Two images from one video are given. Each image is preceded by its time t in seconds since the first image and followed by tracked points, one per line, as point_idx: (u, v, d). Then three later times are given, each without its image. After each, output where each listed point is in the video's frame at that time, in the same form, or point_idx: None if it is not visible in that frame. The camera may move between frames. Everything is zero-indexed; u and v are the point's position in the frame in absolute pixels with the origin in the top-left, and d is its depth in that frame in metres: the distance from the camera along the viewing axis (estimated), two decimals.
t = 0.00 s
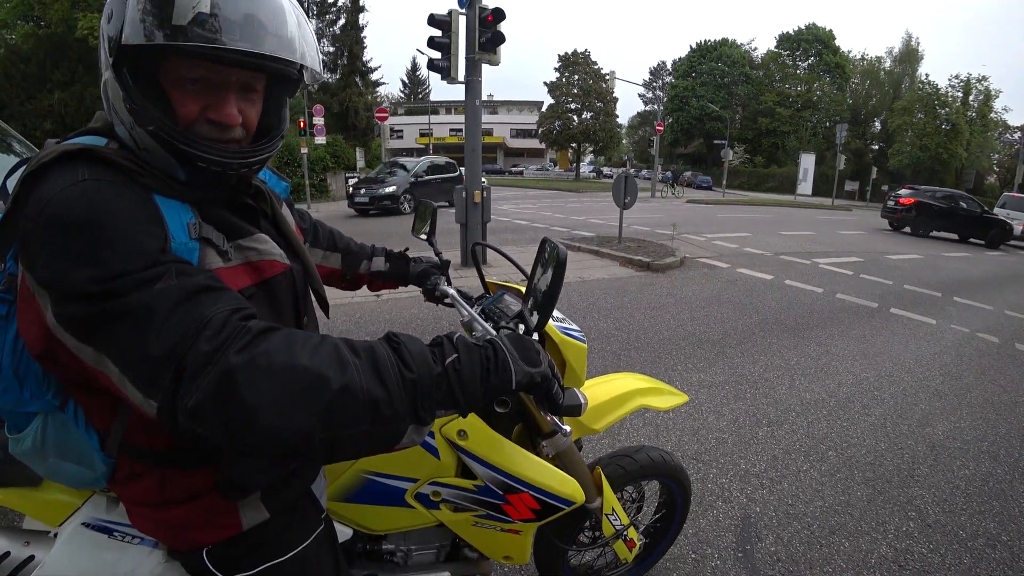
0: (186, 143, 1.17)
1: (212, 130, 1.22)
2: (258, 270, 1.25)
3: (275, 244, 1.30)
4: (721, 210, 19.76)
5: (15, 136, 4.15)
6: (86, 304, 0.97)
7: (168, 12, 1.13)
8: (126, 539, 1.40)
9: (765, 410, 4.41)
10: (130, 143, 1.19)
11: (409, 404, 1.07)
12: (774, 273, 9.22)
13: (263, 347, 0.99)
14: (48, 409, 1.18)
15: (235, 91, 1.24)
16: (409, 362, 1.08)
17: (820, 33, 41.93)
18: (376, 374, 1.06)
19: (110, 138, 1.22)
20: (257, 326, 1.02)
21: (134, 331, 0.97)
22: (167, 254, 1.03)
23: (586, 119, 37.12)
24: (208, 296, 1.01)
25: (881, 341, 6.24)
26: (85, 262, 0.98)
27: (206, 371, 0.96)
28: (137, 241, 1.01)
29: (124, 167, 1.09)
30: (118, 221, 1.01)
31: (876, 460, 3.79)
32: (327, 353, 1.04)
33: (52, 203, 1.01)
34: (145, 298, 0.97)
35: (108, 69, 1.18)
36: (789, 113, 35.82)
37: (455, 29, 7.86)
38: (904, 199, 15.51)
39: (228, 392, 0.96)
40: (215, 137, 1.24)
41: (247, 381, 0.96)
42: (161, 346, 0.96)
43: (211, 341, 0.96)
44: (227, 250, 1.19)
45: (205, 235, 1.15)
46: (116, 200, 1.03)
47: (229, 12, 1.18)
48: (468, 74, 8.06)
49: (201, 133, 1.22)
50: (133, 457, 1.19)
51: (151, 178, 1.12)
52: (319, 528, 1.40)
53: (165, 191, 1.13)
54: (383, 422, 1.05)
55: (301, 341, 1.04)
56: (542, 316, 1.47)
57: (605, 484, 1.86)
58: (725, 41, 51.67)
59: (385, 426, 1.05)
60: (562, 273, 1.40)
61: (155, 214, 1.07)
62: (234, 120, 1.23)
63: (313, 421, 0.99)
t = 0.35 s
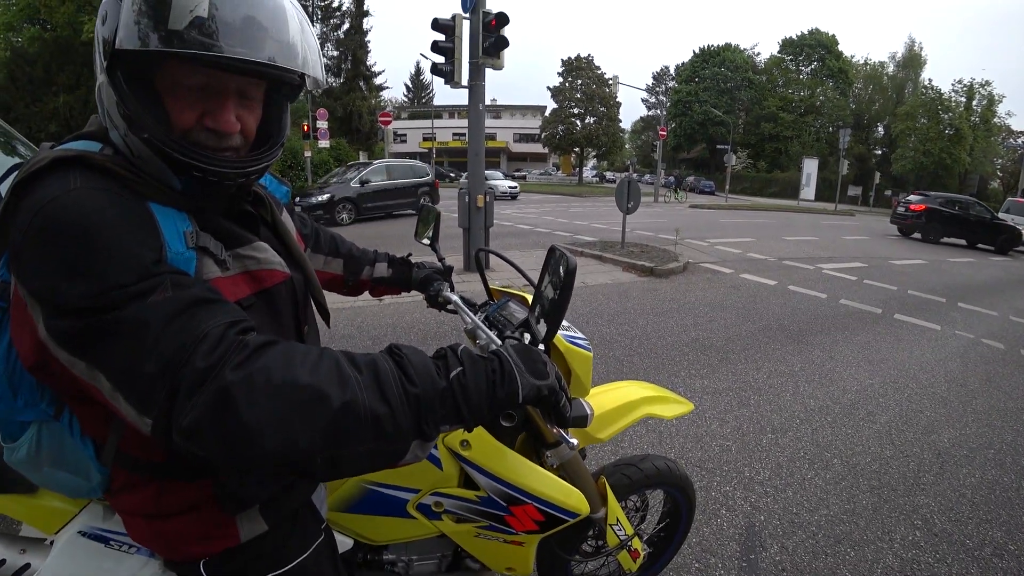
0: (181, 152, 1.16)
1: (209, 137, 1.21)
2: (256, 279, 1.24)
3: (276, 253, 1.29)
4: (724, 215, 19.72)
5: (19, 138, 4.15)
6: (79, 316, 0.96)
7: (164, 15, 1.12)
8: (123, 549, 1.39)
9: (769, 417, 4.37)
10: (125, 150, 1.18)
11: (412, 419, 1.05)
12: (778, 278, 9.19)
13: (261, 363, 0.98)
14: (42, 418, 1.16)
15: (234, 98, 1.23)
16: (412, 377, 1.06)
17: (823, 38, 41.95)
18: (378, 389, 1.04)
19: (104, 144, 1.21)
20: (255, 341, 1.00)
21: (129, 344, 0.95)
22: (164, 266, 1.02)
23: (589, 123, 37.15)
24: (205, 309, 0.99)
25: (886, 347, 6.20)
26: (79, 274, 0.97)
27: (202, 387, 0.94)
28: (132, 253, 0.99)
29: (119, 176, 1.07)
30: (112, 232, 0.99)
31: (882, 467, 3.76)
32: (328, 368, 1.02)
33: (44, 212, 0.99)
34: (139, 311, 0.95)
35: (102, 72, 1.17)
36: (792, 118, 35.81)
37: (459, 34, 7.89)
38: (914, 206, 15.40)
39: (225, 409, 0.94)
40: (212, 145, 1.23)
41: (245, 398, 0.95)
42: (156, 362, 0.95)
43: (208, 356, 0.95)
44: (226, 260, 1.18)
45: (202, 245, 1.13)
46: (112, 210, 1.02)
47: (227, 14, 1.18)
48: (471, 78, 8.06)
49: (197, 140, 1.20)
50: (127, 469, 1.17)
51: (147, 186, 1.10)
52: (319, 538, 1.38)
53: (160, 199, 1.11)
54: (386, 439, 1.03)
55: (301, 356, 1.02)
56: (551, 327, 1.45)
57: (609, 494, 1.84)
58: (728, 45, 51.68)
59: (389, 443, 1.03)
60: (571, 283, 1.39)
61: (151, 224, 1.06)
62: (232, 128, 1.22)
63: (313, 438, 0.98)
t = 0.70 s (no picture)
0: (176, 169, 1.16)
1: (207, 152, 1.22)
2: (254, 296, 1.25)
3: (274, 270, 1.30)
4: (723, 223, 19.75)
5: (22, 147, 4.17)
6: (73, 338, 0.96)
7: (163, 30, 1.13)
8: (119, 563, 1.39)
9: (770, 427, 4.36)
10: (121, 168, 1.18)
11: (413, 439, 1.05)
12: (778, 287, 9.18)
13: (258, 386, 0.98)
14: (39, 433, 1.16)
15: (233, 112, 1.24)
16: (412, 397, 1.06)
17: (822, 48, 42.23)
18: (378, 410, 1.04)
19: (101, 158, 1.20)
20: (252, 364, 1.01)
21: (125, 366, 0.95)
22: (159, 286, 1.02)
23: (589, 132, 37.30)
24: (203, 330, 1.00)
25: (888, 355, 6.18)
26: (71, 296, 0.96)
27: (198, 412, 0.95)
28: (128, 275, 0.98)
29: (114, 194, 1.07)
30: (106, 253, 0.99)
31: (884, 477, 3.74)
32: (326, 390, 1.02)
33: (38, 233, 0.99)
34: (134, 333, 0.95)
35: (98, 86, 1.17)
36: (790, 127, 35.96)
37: (459, 44, 7.94)
38: (916, 214, 15.46)
39: (222, 434, 0.94)
40: (211, 161, 1.23)
41: (243, 421, 0.95)
42: (153, 386, 0.95)
43: (205, 379, 0.95)
44: (223, 277, 1.19)
45: (199, 263, 1.14)
46: (109, 230, 1.02)
47: (225, 27, 1.19)
48: (472, 89, 8.11)
49: (195, 155, 1.21)
50: (124, 485, 1.17)
51: (142, 204, 1.10)
52: (317, 553, 1.37)
53: (156, 217, 1.12)
54: (385, 460, 1.03)
55: (299, 379, 1.02)
56: (551, 342, 1.45)
57: (610, 506, 1.83)
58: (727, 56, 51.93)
59: (389, 463, 1.03)
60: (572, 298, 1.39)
61: (147, 243, 1.06)
62: (230, 143, 1.22)
63: (313, 460, 0.98)
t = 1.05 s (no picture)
0: (168, 190, 1.13)
1: (207, 172, 1.20)
2: (259, 310, 1.26)
3: (279, 282, 1.31)
4: (724, 228, 19.75)
5: (23, 151, 4.17)
6: (70, 381, 0.96)
7: (158, 37, 1.10)
8: (115, 568, 1.38)
9: (773, 433, 4.33)
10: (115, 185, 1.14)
11: (407, 455, 1.05)
12: (779, 292, 9.15)
13: (253, 426, 0.97)
14: (35, 442, 1.16)
15: (234, 127, 1.22)
16: (400, 414, 1.05)
17: (822, 54, 42.35)
18: (369, 432, 1.03)
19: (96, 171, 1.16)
20: (248, 406, 1.00)
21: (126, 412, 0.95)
22: (158, 320, 1.00)
23: (590, 137, 37.35)
24: (207, 376, 0.99)
25: (890, 361, 6.16)
26: (67, 335, 0.95)
27: (197, 458, 0.94)
28: (124, 312, 0.97)
29: (105, 218, 1.04)
30: (102, 291, 0.97)
31: (888, 483, 3.72)
32: (318, 419, 1.01)
33: (30, 266, 0.97)
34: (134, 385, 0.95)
35: (90, 96, 1.15)
36: (791, 132, 36.00)
37: (461, 49, 7.96)
38: (919, 219, 15.46)
39: (220, 479, 0.94)
40: (210, 179, 1.21)
41: (239, 464, 0.94)
42: (154, 436, 0.96)
43: (204, 425, 0.95)
44: (226, 293, 1.19)
45: (201, 284, 1.13)
46: (107, 263, 1.00)
47: (225, 29, 1.17)
48: (473, 93, 8.13)
49: (194, 175, 1.19)
50: (121, 495, 1.16)
51: (137, 226, 1.08)
52: (316, 559, 1.35)
53: (153, 237, 1.09)
54: (386, 477, 1.03)
55: (291, 415, 1.01)
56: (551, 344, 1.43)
57: (612, 511, 1.81)
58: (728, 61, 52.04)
59: (390, 480, 1.03)
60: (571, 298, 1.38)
61: (146, 273, 1.04)
62: (231, 163, 1.21)
63: (315, 490, 0.98)
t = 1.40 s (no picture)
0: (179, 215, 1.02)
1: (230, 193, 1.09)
2: (280, 316, 1.23)
3: (301, 287, 1.27)
4: (730, 218, 19.63)
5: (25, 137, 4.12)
6: (86, 415, 0.90)
7: (186, 35, 1.03)
8: (117, 552, 1.35)
9: (780, 423, 4.30)
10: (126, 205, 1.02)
11: (426, 445, 1.01)
12: (786, 282, 9.08)
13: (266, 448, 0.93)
14: (34, 432, 1.10)
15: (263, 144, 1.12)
16: (414, 408, 1.01)
17: (831, 45, 41.89)
18: (385, 431, 0.99)
19: (99, 173, 1.06)
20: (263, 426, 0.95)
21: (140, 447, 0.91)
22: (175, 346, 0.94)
23: (595, 127, 37.11)
24: (226, 400, 0.95)
25: (897, 353, 6.11)
26: (79, 368, 0.89)
27: (214, 490, 0.91)
28: (137, 344, 0.90)
29: (120, 238, 0.95)
30: (113, 320, 0.90)
31: (895, 476, 3.68)
32: (331, 426, 0.97)
33: (40, 290, 0.88)
34: (149, 419, 0.90)
35: (97, 105, 1.07)
36: (798, 123, 35.66)
37: (466, 35, 7.85)
38: (928, 212, 15.33)
39: (238, 508, 0.91)
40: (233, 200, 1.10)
41: (257, 494, 0.91)
42: (170, 467, 0.92)
43: (221, 457, 0.91)
44: (248, 305, 1.14)
45: (220, 298, 1.07)
46: (121, 285, 0.93)
47: (266, 20, 1.11)
48: (478, 80, 8.04)
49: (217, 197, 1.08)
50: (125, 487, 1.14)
51: (152, 241, 1.00)
52: (319, 545, 1.30)
53: (167, 252, 1.01)
54: (407, 477, 1.01)
55: (301, 428, 0.96)
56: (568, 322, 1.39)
57: (621, 495, 1.79)
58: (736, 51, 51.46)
59: (408, 480, 1.01)
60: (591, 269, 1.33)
61: (161, 289, 0.97)
62: (256, 181, 1.11)
63: (337, 502, 0.95)
